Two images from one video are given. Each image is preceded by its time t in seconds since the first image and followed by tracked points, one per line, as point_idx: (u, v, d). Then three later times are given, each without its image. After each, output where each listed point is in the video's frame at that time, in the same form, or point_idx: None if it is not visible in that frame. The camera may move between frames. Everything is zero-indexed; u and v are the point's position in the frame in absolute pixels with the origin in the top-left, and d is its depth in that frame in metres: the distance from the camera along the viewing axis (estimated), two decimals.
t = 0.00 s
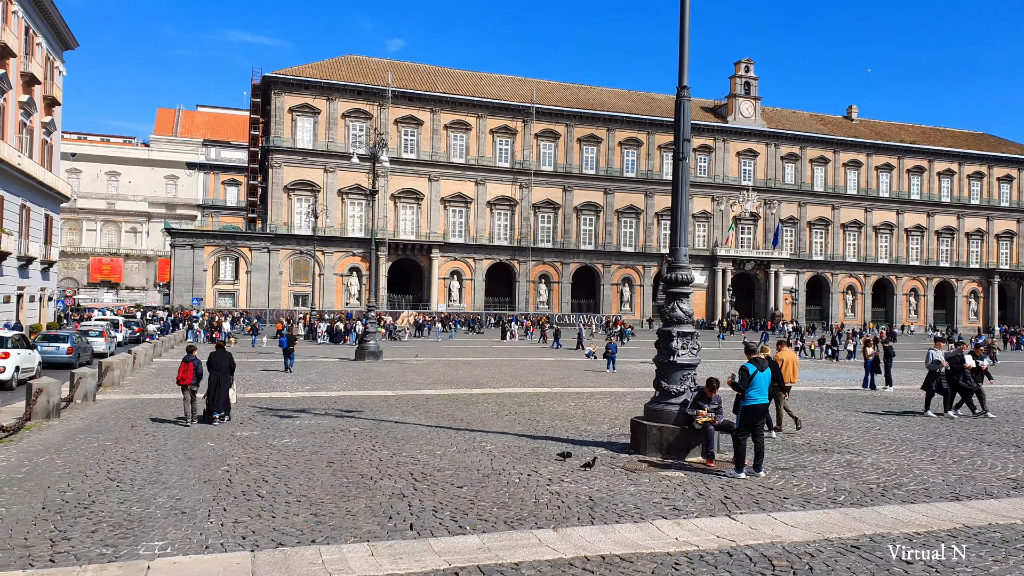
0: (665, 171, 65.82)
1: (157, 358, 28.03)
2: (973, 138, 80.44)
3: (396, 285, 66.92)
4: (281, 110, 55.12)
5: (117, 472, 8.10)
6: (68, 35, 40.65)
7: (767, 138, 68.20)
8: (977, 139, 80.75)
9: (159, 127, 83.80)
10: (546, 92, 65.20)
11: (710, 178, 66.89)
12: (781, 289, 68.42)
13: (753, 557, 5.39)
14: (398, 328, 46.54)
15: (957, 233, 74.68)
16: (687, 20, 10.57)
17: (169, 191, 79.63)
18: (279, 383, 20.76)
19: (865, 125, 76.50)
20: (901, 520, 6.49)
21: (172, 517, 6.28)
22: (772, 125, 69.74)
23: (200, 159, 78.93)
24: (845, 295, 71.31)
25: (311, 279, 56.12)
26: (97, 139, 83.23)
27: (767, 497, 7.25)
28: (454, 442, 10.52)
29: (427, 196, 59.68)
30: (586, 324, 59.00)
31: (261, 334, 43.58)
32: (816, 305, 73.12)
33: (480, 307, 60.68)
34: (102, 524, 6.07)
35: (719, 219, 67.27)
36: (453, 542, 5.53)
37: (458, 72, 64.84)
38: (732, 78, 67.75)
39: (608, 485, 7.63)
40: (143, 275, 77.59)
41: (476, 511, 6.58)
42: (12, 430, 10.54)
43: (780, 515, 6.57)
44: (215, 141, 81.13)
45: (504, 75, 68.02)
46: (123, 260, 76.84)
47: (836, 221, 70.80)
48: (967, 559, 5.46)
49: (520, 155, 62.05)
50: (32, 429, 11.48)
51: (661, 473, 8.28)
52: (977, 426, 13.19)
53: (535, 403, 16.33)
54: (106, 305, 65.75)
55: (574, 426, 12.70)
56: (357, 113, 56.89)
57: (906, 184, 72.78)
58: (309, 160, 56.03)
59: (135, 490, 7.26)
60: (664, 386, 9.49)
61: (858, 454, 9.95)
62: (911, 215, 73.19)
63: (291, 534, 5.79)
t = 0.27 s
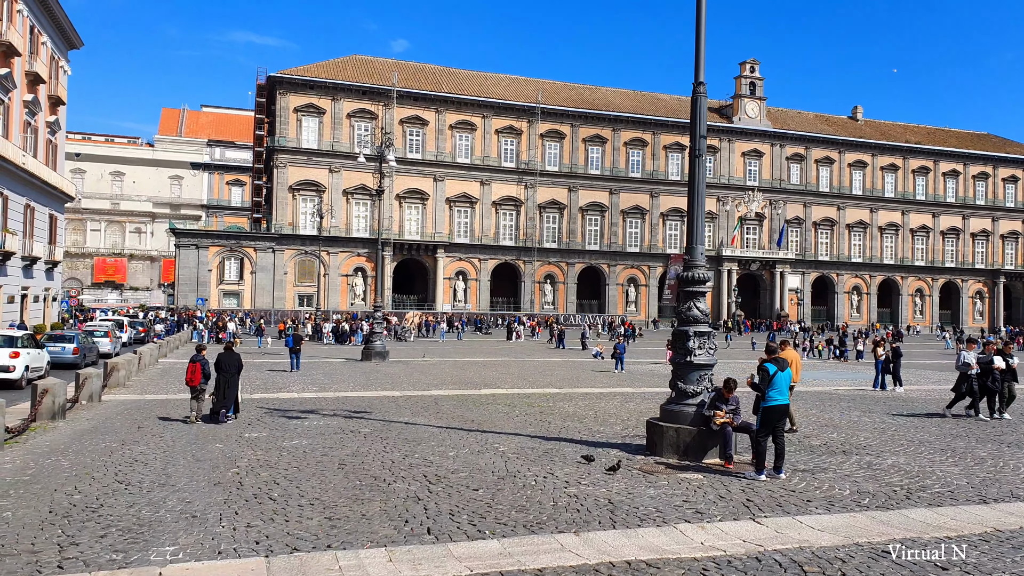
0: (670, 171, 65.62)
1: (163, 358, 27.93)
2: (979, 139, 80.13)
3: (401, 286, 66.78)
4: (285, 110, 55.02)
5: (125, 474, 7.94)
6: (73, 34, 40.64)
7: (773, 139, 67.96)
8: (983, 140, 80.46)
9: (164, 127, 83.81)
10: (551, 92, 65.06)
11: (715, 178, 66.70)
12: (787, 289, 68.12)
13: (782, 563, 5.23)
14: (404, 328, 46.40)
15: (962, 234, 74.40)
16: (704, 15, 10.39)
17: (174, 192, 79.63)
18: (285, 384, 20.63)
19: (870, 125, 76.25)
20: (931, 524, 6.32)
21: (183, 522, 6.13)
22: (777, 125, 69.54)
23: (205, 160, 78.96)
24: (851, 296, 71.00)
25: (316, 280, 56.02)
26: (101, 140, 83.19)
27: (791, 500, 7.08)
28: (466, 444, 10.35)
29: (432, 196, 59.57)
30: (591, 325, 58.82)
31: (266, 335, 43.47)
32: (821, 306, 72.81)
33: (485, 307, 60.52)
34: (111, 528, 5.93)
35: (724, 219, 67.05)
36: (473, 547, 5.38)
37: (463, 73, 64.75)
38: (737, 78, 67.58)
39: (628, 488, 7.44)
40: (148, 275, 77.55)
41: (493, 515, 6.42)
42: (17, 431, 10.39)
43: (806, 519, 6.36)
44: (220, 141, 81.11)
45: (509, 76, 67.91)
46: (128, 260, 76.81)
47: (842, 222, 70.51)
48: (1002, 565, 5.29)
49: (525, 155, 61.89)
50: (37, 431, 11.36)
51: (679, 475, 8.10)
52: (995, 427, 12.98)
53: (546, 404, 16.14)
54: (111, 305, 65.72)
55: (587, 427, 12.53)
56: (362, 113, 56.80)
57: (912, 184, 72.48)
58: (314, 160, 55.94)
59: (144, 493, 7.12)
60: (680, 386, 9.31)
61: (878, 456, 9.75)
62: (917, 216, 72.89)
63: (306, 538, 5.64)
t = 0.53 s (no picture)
0: (674, 171, 65.44)
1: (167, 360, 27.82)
2: (983, 138, 79.84)
3: (404, 287, 66.67)
4: (288, 110, 54.94)
5: (131, 479, 7.80)
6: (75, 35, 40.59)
7: (776, 138, 67.73)
8: (987, 139, 80.17)
9: (166, 129, 83.79)
10: (554, 92, 64.90)
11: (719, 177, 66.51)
12: (791, 289, 67.84)
13: (809, 570, 5.07)
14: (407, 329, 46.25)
15: (967, 233, 74.14)
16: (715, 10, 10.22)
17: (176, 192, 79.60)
18: (290, 386, 20.50)
19: (874, 124, 76.00)
20: (957, 528, 6.15)
21: (190, 528, 5.99)
22: (781, 124, 69.34)
23: (208, 160, 78.90)
24: (855, 295, 70.74)
25: (319, 280, 55.93)
26: (104, 141, 83.17)
27: (811, 503, 6.91)
28: (476, 446, 10.20)
29: (435, 197, 59.44)
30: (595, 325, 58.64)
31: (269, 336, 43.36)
32: (826, 305, 72.55)
33: (489, 307, 60.36)
34: (118, 535, 5.79)
35: (727, 218, 66.87)
36: (489, 554, 5.24)
37: (465, 73, 64.62)
38: (741, 77, 67.39)
39: (644, 492, 7.29)
40: (151, 276, 77.52)
41: (509, 520, 6.28)
42: (21, 434, 10.27)
43: (829, 523, 6.19)
44: (222, 142, 81.05)
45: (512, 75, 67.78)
46: (131, 262, 76.75)
47: (846, 221, 70.26)
48: None
49: (528, 155, 61.73)
50: (41, 434, 11.24)
51: (695, 479, 7.94)
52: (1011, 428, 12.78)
53: (554, 405, 15.99)
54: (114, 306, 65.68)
55: (597, 428, 12.37)
56: (365, 113, 56.68)
57: (916, 183, 72.22)
58: (317, 160, 55.85)
59: (150, 499, 6.98)
60: (694, 388, 9.16)
61: (896, 457, 9.57)
62: (921, 215, 72.63)
63: (318, 545, 5.50)
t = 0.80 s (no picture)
0: (673, 172, 65.35)
1: (164, 359, 27.63)
2: (981, 141, 79.90)
3: (402, 288, 66.48)
4: (287, 110, 54.72)
5: (128, 482, 7.64)
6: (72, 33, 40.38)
7: (775, 140, 67.61)
8: (985, 142, 80.23)
9: (164, 127, 83.53)
10: (553, 92, 64.77)
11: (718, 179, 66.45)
12: (789, 291, 67.77)
13: None
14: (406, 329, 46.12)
15: (965, 236, 74.16)
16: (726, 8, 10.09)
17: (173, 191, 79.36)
18: (289, 386, 20.33)
19: (873, 127, 75.97)
20: (977, 537, 6.00)
21: (190, 535, 5.83)
22: (780, 126, 69.24)
23: (205, 159, 78.74)
24: (853, 298, 70.68)
25: (317, 280, 55.79)
26: (101, 139, 82.86)
27: (825, 510, 6.75)
28: (479, 449, 10.05)
29: (434, 197, 59.29)
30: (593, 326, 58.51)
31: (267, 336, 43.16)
32: (824, 307, 72.47)
33: (487, 308, 60.21)
34: (115, 542, 5.63)
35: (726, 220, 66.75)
36: (499, 564, 5.09)
37: (464, 73, 64.47)
38: (740, 79, 67.31)
39: (654, 498, 7.14)
40: (147, 275, 77.27)
41: (517, 527, 6.12)
42: (15, 435, 10.10)
43: (845, 530, 6.04)
44: (220, 141, 80.79)
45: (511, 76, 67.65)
46: (127, 260, 76.44)
47: (844, 224, 70.20)
48: None
49: (527, 156, 61.62)
50: (35, 435, 11.08)
51: (704, 483, 7.80)
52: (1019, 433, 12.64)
53: (556, 407, 15.84)
54: (111, 305, 65.42)
55: (600, 431, 12.22)
56: (363, 113, 56.48)
57: (914, 186, 72.22)
58: (315, 160, 55.65)
59: (148, 503, 6.81)
60: (702, 391, 9.01)
61: (906, 462, 9.42)
62: (919, 218, 72.62)
63: (322, 553, 5.35)
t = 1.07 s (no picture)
0: (674, 171, 65.17)
1: (167, 360, 27.50)
2: (983, 138, 79.66)
3: (403, 288, 66.32)
4: (287, 110, 54.55)
5: (134, 485, 7.46)
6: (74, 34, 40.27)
7: (777, 138, 67.41)
8: (987, 139, 80.00)
9: (165, 128, 83.41)
10: (554, 91, 64.59)
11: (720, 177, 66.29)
12: (791, 289, 67.60)
13: None
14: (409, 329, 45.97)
15: (966, 233, 73.97)
16: None
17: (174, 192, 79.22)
18: (293, 386, 20.16)
19: (874, 124, 75.75)
20: (1010, 540, 5.82)
21: (200, 539, 5.66)
22: (781, 124, 69.04)
23: (206, 160, 78.62)
24: (855, 296, 70.52)
25: (319, 280, 55.64)
26: (101, 140, 82.71)
27: (851, 512, 6.58)
28: (489, 450, 9.87)
29: (435, 197, 59.12)
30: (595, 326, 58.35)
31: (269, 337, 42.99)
32: (826, 306, 72.30)
33: (489, 308, 60.05)
34: (124, 547, 5.46)
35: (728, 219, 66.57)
36: (521, 569, 4.92)
37: (465, 72, 64.29)
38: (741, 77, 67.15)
39: (673, 500, 6.97)
40: (148, 276, 77.18)
41: (536, 530, 5.95)
42: (20, 437, 9.94)
43: (874, 535, 5.86)
44: (221, 142, 80.62)
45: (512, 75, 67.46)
46: (128, 261, 76.25)
47: (846, 222, 70.02)
48: None
49: (528, 155, 61.44)
50: (41, 436, 10.93)
51: (723, 485, 7.62)
52: None
53: (564, 407, 15.65)
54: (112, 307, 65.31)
55: (611, 430, 12.04)
56: (364, 113, 56.29)
57: (916, 183, 72.00)
58: (316, 160, 55.47)
59: (156, 506, 6.65)
60: (718, 390, 8.86)
61: (926, 462, 9.25)
62: (921, 215, 72.39)
63: (337, 558, 5.18)
